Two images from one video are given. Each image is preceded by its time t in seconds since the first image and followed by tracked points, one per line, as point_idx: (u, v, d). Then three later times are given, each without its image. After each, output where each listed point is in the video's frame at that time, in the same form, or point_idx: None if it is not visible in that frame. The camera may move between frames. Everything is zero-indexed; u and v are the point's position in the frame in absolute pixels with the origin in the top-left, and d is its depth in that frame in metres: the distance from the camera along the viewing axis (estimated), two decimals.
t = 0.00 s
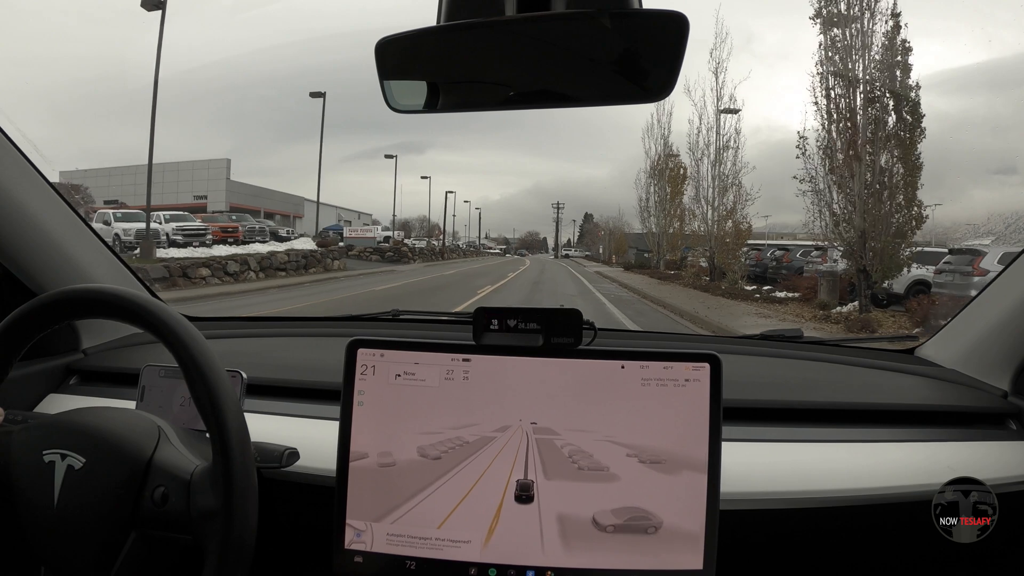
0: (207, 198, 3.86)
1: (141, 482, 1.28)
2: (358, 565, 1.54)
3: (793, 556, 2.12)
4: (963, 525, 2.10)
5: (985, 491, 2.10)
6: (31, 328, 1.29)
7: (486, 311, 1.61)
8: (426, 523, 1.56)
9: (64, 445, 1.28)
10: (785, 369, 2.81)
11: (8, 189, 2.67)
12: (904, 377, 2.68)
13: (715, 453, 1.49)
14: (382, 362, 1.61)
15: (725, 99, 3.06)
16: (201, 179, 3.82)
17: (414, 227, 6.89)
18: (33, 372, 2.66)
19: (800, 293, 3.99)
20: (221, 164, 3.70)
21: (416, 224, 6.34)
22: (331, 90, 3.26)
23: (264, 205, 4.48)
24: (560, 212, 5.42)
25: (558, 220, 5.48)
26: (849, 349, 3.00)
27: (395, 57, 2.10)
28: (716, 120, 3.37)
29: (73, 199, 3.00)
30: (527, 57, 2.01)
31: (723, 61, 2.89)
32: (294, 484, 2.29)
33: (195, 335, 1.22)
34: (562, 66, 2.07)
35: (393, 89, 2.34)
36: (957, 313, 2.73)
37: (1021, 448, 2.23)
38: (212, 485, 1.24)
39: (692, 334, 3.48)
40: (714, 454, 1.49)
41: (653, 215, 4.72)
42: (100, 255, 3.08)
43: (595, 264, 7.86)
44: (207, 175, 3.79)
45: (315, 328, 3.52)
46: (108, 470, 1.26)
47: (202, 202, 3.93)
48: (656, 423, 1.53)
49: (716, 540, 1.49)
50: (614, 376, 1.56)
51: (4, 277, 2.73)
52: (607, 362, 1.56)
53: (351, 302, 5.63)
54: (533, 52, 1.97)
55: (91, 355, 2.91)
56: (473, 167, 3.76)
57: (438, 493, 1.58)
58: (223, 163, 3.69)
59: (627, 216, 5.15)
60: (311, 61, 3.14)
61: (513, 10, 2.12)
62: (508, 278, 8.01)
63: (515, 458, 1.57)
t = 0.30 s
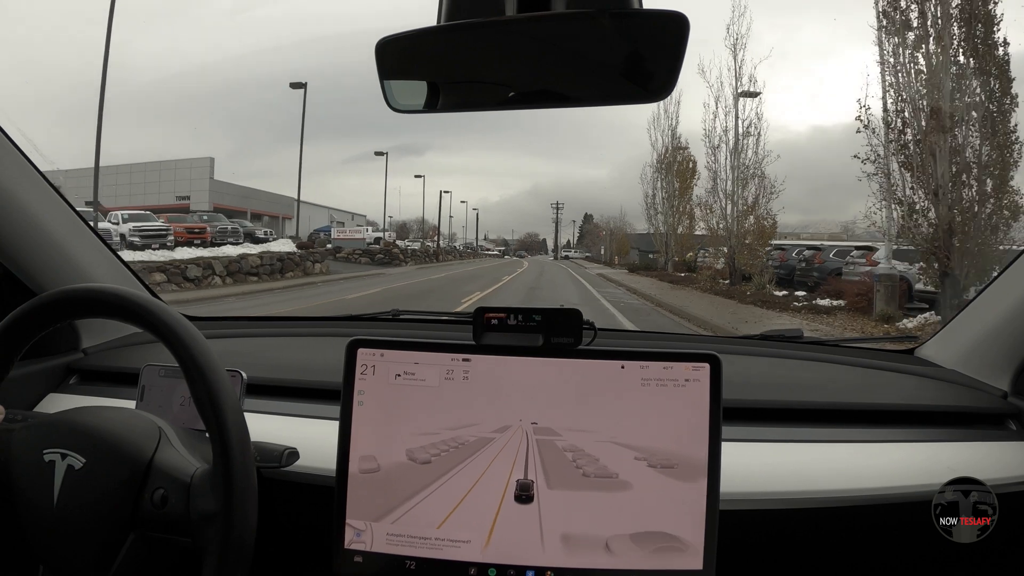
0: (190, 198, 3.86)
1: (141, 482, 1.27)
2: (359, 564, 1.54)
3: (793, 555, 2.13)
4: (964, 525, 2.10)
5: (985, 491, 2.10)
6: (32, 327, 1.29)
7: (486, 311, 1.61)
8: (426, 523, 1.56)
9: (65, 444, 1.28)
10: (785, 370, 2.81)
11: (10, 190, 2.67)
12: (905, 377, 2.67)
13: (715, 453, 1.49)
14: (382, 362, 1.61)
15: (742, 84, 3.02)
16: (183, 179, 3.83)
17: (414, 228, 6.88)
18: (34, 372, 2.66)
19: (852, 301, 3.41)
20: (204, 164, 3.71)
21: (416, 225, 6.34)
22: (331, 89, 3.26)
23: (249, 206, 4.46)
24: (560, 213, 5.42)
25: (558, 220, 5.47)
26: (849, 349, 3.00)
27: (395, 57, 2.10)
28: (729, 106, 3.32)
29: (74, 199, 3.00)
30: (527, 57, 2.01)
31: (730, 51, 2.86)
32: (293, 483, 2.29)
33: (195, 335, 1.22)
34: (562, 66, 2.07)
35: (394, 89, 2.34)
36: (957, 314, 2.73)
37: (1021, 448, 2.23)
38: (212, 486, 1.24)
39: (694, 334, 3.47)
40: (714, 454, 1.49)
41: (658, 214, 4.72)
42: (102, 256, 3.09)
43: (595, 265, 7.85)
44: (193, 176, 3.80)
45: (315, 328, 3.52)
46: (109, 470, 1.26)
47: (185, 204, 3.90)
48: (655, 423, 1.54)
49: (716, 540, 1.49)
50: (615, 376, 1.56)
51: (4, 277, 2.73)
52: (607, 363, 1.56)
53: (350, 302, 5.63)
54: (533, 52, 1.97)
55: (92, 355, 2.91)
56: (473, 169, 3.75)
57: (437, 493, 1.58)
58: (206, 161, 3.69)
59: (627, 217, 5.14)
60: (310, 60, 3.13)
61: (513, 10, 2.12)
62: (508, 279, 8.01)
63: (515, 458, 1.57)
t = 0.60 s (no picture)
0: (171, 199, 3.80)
1: (141, 483, 1.27)
2: (359, 564, 1.54)
3: (793, 555, 2.13)
4: (963, 525, 2.10)
5: (984, 491, 2.10)
6: (32, 327, 1.29)
7: (487, 311, 1.61)
8: (425, 523, 1.56)
9: (66, 445, 1.28)
10: (786, 370, 2.80)
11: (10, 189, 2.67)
12: (905, 377, 2.67)
13: (715, 453, 1.49)
14: (383, 362, 1.61)
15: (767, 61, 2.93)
16: (165, 180, 3.77)
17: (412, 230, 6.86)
18: (34, 372, 2.66)
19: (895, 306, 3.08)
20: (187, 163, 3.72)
21: (415, 226, 6.33)
22: (331, 89, 3.25)
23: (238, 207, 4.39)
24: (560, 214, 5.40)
25: (558, 222, 5.46)
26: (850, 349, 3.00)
27: (394, 57, 2.10)
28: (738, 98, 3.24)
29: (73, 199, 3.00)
30: (527, 57, 2.01)
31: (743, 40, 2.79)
32: (293, 484, 2.29)
33: (195, 335, 1.22)
34: (562, 66, 2.07)
35: (394, 89, 2.34)
36: (958, 314, 2.73)
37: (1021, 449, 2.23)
38: (212, 486, 1.24)
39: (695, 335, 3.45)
40: (714, 454, 1.49)
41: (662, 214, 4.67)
42: (101, 257, 3.08)
43: (595, 266, 7.82)
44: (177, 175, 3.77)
45: (314, 329, 3.51)
46: (110, 470, 1.26)
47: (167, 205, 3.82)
48: (656, 423, 1.54)
49: (716, 540, 1.49)
50: (615, 376, 1.56)
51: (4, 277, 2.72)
52: (608, 363, 1.56)
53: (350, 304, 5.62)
54: (534, 52, 1.97)
55: (92, 356, 2.90)
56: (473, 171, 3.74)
57: (437, 493, 1.58)
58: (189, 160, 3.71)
59: (627, 218, 5.13)
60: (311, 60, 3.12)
61: (513, 10, 2.12)
62: (508, 281, 7.99)
63: (515, 459, 1.57)
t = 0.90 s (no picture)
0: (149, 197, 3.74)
1: (141, 483, 1.28)
2: (359, 565, 1.55)
3: (794, 555, 2.13)
4: (964, 525, 2.10)
5: (985, 491, 2.10)
6: (31, 328, 1.29)
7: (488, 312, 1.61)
8: (424, 523, 1.56)
9: (65, 445, 1.28)
10: (786, 370, 2.80)
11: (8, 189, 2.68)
12: (905, 377, 2.67)
13: (715, 454, 1.49)
14: (383, 362, 1.61)
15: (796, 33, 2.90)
16: (143, 177, 3.72)
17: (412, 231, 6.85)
18: (34, 373, 2.66)
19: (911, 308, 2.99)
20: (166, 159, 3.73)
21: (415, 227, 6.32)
22: (331, 90, 3.24)
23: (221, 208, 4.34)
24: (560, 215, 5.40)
25: (557, 223, 5.45)
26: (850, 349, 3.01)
27: (394, 57, 2.09)
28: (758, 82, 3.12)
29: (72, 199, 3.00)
30: (527, 57, 2.01)
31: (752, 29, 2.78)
32: (294, 485, 2.29)
33: (195, 334, 1.22)
34: (562, 66, 2.07)
35: (394, 89, 2.33)
36: (957, 315, 2.73)
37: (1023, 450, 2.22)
38: (212, 486, 1.24)
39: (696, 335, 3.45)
40: (714, 455, 1.49)
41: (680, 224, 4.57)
42: (100, 257, 3.08)
43: (594, 268, 7.81)
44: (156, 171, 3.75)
45: (314, 330, 3.51)
46: (111, 471, 1.26)
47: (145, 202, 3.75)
48: (656, 424, 1.53)
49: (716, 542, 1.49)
50: (616, 376, 1.56)
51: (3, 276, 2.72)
52: (608, 363, 1.56)
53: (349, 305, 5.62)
54: (534, 52, 1.97)
55: (92, 357, 2.90)
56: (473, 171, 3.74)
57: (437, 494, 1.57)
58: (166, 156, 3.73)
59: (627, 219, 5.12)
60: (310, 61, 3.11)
61: (513, 10, 2.12)
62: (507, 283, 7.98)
63: (515, 459, 1.57)
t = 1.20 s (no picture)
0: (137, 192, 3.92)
1: (144, 504, 1.26)
2: (363, 566, 1.55)
3: (799, 560, 2.12)
4: (964, 525, 2.10)
5: (984, 491, 2.10)
6: (43, 324, 1.30)
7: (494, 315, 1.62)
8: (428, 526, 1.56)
9: (76, 447, 1.28)
10: (791, 376, 2.80)
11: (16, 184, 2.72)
12: (910, 384, 2.66)
13: (720, 459, 1.49)
14: (390, 364, 1.62)
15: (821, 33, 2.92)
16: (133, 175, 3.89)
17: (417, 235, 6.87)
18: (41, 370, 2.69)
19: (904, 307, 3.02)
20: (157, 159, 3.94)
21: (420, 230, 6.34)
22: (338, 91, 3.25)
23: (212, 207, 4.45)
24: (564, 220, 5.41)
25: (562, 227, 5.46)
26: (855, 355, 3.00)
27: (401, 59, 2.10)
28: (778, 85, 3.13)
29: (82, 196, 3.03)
30: (535, 61, 2.02)
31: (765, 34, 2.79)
32: (299, 486, 2.29)
33: (204, 336, 1.22)
34: (570, 70, 2.08)
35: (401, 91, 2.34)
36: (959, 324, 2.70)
37: None
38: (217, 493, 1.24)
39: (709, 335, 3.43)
40: (719, 460, 1.49)
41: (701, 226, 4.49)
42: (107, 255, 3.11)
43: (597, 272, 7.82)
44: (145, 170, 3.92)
45: (319, 330, 3.52)
46: (116, 483, 1.25)
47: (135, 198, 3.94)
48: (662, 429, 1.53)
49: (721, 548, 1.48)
50: (621, 381, 1.55)
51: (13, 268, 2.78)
52: (614, 368, 1.55)
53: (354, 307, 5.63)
54: (541, 55, 1.98)
55: (99, 354, 2.92)
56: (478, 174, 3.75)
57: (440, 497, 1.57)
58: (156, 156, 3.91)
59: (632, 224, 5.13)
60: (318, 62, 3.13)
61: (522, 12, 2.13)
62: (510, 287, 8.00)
63: (520, 463, 1.57)
